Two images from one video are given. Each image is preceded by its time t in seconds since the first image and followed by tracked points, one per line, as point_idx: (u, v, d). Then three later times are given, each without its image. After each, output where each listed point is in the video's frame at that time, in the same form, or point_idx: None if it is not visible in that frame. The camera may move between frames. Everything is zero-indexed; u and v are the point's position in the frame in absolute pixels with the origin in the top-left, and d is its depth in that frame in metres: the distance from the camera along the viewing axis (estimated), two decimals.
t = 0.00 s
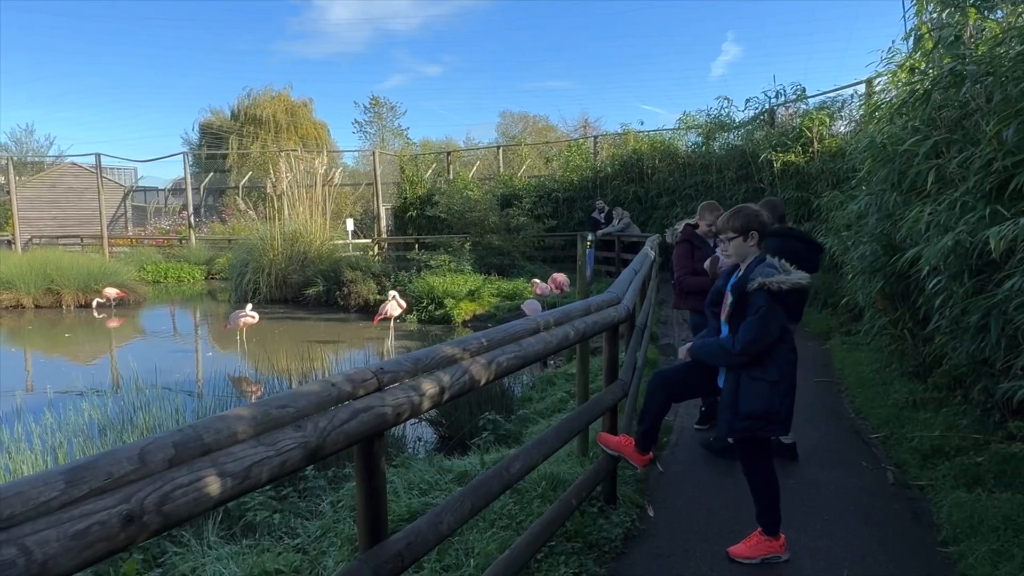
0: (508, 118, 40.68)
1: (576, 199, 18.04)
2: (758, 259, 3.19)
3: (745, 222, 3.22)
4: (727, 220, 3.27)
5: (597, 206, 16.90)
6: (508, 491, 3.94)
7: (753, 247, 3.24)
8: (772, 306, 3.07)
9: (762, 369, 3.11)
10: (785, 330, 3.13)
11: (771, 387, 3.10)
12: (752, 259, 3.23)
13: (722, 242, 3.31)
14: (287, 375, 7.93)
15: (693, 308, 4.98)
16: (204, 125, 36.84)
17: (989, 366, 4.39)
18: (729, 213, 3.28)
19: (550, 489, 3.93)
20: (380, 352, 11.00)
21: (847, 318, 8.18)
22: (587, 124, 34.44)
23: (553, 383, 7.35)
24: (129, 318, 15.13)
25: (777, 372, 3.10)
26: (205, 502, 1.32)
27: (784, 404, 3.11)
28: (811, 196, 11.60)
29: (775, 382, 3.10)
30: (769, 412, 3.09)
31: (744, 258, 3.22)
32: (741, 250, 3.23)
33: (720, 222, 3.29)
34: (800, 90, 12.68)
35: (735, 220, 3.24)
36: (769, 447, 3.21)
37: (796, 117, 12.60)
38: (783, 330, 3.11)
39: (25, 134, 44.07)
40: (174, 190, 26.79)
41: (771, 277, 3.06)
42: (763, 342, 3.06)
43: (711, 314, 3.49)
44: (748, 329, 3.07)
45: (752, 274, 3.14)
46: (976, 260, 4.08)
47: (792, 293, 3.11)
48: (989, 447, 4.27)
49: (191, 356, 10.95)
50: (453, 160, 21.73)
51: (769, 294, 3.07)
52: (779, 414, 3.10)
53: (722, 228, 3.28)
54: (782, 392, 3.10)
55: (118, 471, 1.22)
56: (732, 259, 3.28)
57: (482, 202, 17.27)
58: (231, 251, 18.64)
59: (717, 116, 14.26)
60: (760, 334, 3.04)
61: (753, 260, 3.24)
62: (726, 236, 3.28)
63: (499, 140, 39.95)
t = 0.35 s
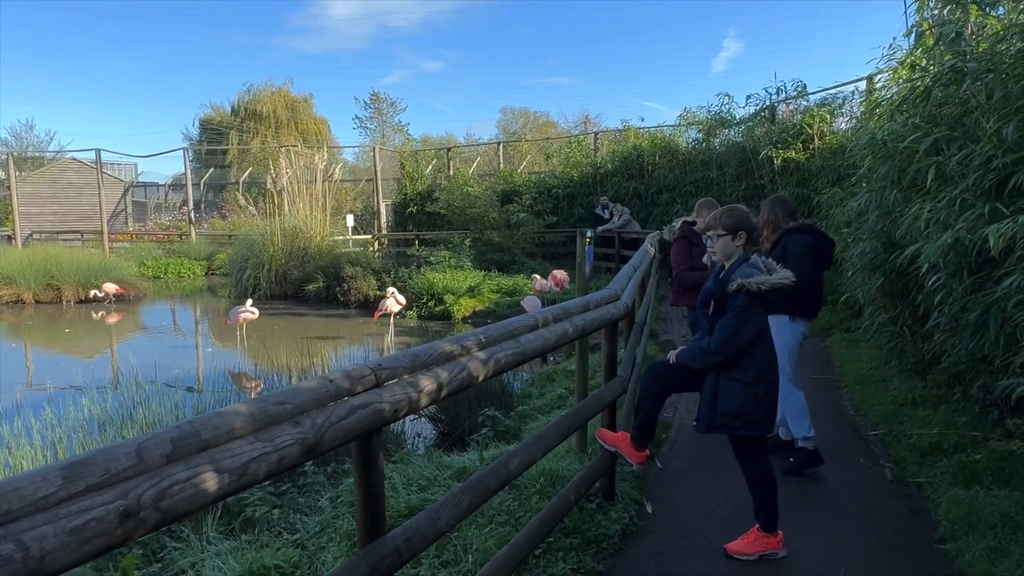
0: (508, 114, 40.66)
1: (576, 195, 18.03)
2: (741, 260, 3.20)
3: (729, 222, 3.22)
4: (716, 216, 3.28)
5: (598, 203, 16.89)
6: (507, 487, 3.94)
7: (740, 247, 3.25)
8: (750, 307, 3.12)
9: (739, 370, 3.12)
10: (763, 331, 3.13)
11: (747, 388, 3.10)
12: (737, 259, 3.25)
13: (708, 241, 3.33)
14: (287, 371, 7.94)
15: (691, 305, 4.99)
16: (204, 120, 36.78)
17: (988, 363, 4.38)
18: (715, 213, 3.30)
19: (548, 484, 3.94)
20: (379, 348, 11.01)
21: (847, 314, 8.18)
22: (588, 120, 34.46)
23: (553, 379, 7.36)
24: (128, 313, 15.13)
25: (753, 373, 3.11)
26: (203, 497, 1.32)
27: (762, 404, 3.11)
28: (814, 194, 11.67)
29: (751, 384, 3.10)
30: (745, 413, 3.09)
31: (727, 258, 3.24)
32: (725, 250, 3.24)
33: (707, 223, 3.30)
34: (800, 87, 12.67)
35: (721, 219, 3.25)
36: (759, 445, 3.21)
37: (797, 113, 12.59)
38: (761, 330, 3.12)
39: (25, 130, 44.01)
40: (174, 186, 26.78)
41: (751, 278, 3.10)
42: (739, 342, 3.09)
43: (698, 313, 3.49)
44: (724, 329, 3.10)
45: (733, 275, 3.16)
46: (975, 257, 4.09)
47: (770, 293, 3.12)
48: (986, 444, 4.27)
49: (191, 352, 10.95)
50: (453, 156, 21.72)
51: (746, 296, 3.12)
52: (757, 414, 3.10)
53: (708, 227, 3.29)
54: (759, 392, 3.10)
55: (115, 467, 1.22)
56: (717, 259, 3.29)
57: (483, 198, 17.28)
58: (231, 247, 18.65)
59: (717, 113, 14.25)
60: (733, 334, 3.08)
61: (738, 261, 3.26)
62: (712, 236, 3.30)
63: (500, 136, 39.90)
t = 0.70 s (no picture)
0: (503, 107, 40.63)
1: (570, 188, 18.01)
2: (742, 251, 3.21)
3: (733, 216, 3.20)
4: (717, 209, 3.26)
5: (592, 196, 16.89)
6: (499, 480, 3.95)
7: (740, 239, 3.25)
8: (751, 300, 3.12)
9: (734, 359, 3.12)
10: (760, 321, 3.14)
11: (741, 377, 3.11)
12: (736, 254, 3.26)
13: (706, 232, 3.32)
14: (280, 364, 7.95)
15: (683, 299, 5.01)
16: (197, 113, 36.63)
17: (977, 355, 4.41)
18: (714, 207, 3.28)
19: (541, 476, 3.95)
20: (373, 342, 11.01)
21: (840, 307, 8.21)
22: (583, 114, 34.45)
23: (547, 372, 7.37)
24: (121, 307, 15.09)
25: (748, 362, 3.12)
26: (193, 488, 1.33)
27: (755, 392, 3.12)
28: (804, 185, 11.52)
29: (746, 372, 3.11)
30: (738, 400, 3.10)
31: (727, 251, 3.21)
32: (725, 244, 3.22)
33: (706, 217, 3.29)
34: (795, 81, 12.69)
35: (723, 213, 3.22)
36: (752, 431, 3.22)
37: (791, 107, 12.60)
38: (758, 321, 3.13)
39: (17, 122, 43.76)
40: (167, 179, 26.69)
41: (752, 269, 3.12)
42: (735, 331, 3.10)
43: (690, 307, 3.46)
44: (722, 321, 3.11)
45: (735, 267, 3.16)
46: (966, 251, 4.11)
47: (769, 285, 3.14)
48: (976, 436, 4.29)
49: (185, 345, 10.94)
50: (447, 149, 21.69)
51: (747, 287, 3.13)
52: (750, 402, 3.11)
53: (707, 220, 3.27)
54: (753, 381, 3.11)
55: (104, 457, 1.23)
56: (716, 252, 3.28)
57: (477, 191, 17.27)
58: (225, 240, 18.61)
59: (712, 106, 14.25)
60: (730, 323, 3.09)
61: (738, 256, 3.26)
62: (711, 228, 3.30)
63: (495, 129, 39.84)
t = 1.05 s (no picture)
0: (492, 100, 40.56)
1: (559, 180, 18.01)
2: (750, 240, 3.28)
3: (740, 203, 3.26)
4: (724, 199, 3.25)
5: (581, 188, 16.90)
6: (486, 471, 3.97)
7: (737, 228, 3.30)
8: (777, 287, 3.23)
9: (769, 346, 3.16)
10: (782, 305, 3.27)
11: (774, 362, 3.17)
12: (734, 242, 3.31)
13: (705, 221, 3.29)
14: (265, 357, 7.96)
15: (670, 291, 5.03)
16: (183, 105, 36.34)
17: (959, 345, 4.45)
18: (713, 196, 3.26)
19: (528, 468, 3.97)
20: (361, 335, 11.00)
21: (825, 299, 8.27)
22: (572, 106, 34.45)
23: (535, 364, 7.38)
24: (105, 300, 14.99)
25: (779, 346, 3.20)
26: (174, 477, 1.33)
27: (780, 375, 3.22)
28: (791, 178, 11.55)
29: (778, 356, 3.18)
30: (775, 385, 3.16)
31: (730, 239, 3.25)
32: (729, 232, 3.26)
33: (705, 207, 3.27)
34: (783, 74, 12.72)
35: (728, 201, 3.25)
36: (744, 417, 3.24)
37: (779, 100, 12.64)
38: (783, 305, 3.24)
39: None
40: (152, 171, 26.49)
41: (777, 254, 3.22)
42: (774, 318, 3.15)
43: (683, 301, 3.42)
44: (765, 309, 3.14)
45: (758, 254, 3.21)
46: (948, 242, 4.15)
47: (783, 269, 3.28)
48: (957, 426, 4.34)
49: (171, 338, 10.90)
50: (436, 142, 21.64)
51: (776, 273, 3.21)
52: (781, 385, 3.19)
53: (708, 209, 3.25)
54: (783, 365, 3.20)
55: (84, 447, 1.23)
56: (717, 240, 3.29)
57: (466, 184, 17.25)
58: (211, 234, 18.51)
59: (700, 99, 14.27)
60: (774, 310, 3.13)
61: (736, 244, 3.32)
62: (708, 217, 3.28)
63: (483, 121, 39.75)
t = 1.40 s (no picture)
0: (476, 95, 40.50)
1: (543, 175, 18.02)
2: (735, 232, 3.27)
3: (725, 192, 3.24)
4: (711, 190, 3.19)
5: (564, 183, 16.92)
6: (468, 464, 3.97)
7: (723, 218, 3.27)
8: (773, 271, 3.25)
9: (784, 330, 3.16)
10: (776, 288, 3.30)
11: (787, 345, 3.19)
12: (720, 234, 3.30)
13: (692, 214, 3.24)
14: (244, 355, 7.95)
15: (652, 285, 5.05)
16: (162, 98, 35.99)
17: (935, 337, 4.50)
18: (697, 189, 3.22)
19: (510, 461, 3.99)
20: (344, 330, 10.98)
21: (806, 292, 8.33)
22: (556, 101, 34.46)
23: (518, 358, 7.40)
24: (84, 297, 14.85)
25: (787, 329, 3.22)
26: (146, 471, 1.32)
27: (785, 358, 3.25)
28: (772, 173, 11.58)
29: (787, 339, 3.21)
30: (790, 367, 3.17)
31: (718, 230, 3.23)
32: (717, 223, 3.22)
33: (690, 200, 3.22)
34: (764, 69, 12.79)
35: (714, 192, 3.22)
36: (731, 407, 3.29)
37: (760, 96, 12.70)
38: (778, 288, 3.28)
39: None
40: (132, 167, 26.24)
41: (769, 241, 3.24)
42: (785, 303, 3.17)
43: (676, 298, 3.32)
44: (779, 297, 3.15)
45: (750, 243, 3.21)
46: (924, 235, 4.21)
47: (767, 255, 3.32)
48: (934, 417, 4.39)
49: (150, 335, 10.82)
50: (419, 137, 21.59)
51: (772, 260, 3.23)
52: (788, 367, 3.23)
53: (695, 201, 3.21)
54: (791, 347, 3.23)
55: (53, 441, 1.22)
56: (703, 232, 3.26)
57: (449, 179, 17.23)
58: (192, 229, 18.37)
59: (683, 94, 14.32)
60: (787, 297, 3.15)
61: (720, 236, 3.31)
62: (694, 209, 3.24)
63: (467, 116, 39.66)
